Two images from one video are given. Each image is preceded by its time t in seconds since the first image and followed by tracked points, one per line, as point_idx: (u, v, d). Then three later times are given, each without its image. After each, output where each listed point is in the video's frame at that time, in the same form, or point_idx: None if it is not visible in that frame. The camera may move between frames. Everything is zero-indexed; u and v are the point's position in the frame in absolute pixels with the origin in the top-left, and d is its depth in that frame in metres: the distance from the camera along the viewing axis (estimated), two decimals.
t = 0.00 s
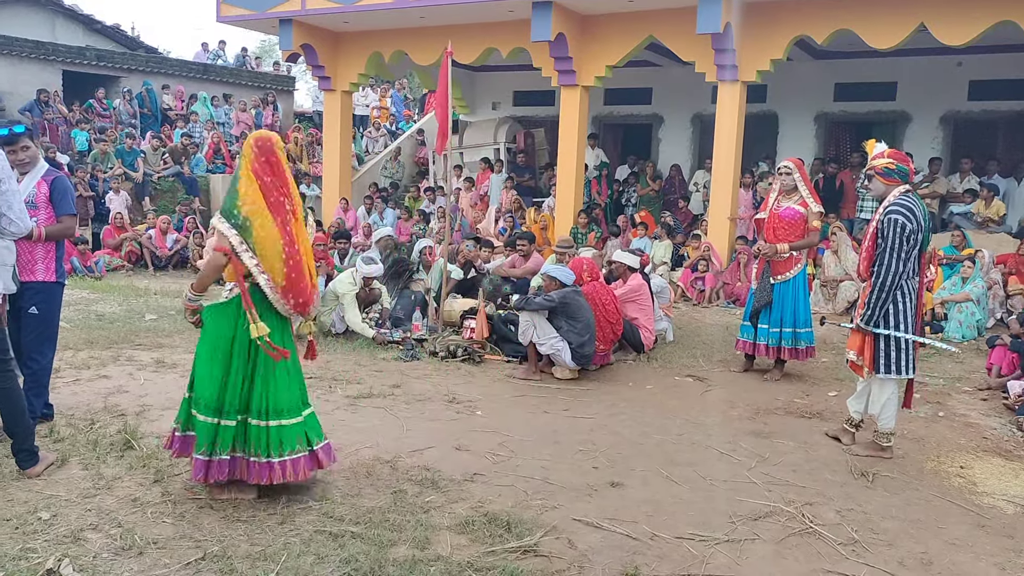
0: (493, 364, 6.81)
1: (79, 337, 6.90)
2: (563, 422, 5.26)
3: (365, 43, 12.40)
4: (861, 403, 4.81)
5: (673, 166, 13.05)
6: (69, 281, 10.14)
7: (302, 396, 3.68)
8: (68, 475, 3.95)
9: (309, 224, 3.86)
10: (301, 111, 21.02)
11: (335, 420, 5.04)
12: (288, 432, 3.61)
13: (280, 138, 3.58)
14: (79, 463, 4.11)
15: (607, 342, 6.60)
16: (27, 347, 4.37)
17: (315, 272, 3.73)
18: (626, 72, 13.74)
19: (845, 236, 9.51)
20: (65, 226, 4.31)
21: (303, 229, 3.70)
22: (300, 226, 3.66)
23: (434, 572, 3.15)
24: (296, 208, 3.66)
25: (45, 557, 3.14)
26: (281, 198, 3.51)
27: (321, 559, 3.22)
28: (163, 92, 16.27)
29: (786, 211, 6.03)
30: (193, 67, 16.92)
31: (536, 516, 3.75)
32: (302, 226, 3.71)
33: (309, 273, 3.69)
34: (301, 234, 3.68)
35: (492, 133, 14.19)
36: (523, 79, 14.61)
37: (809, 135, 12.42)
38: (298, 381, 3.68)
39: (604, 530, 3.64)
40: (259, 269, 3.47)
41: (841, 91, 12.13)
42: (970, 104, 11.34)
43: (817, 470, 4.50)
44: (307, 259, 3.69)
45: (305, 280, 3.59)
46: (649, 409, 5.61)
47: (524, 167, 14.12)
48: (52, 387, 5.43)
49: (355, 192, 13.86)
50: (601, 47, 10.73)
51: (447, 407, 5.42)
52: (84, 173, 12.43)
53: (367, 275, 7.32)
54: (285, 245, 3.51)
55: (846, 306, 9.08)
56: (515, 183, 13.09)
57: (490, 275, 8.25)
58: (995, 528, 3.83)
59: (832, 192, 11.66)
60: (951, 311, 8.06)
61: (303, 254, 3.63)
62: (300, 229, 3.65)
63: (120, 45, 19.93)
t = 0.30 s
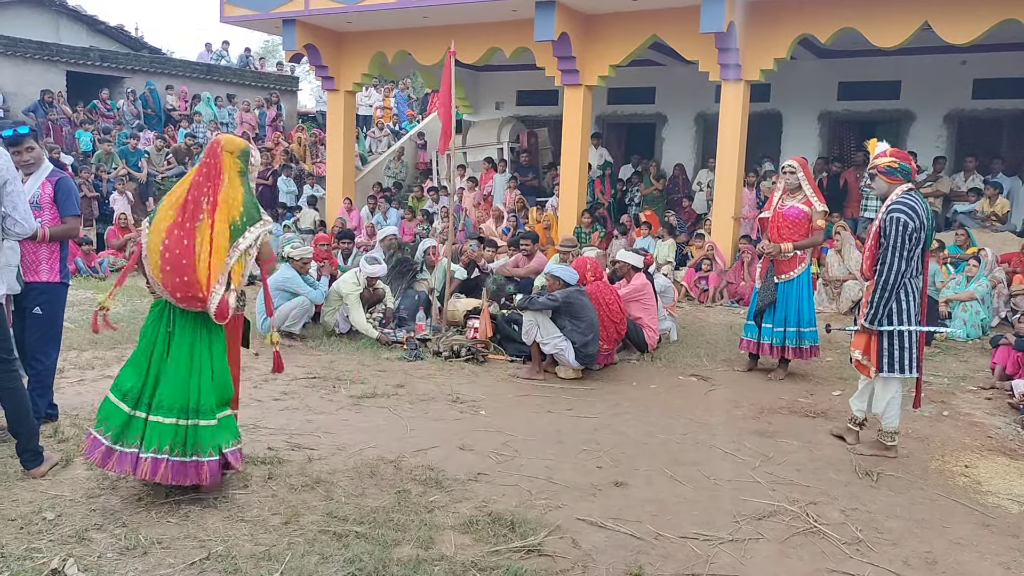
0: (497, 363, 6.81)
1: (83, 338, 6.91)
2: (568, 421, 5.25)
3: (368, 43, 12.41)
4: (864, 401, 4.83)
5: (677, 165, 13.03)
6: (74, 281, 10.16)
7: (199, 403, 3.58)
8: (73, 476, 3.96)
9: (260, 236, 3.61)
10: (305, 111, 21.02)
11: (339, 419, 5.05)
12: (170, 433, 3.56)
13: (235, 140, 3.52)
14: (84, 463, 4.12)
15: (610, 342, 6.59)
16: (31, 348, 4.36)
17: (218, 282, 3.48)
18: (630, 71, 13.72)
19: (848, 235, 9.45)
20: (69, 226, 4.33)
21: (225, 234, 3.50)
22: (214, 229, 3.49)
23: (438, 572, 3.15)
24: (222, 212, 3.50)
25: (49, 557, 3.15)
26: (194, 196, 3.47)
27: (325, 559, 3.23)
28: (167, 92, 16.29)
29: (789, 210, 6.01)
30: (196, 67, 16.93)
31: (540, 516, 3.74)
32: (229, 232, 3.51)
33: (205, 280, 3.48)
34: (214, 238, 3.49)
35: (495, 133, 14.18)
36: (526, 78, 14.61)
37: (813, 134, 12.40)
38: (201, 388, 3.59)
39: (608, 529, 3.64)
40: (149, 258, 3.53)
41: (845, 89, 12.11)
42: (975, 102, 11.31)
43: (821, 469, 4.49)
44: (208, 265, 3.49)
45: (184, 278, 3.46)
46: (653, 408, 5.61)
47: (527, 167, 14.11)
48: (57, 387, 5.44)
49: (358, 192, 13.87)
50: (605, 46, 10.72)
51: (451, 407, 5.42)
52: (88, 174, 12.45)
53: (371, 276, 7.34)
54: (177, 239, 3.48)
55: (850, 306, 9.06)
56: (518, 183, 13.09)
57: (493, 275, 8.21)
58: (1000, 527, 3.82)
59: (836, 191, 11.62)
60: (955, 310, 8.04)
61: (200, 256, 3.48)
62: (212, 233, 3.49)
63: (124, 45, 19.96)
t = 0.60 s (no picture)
0: (498, 363, 6.81)
1: (84, 338, 6.91)
2: (569, 421, 5.25)
3: (369, 44, 12.41)
4: (862, 400, 4.85)
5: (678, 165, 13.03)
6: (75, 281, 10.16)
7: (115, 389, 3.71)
8: (74, 476, 3.96)
9: (191, 223, 3.68)
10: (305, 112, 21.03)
11: (340, 419, 5.05)
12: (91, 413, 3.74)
13: (190, 135, 3.72)
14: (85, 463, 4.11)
15: (612, 342, 6.59)
16: (31, 348, 4.37)
17: (135, 272, 3.67)
18: (630, 71, 13.72)
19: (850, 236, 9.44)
20: (69, 227, 4.33)
21: (155, 220, 3.66)
22: (146, 219, 3.71)
23: (439, 572, 3.15)
24: (157, 201, 3.68)
25: (51, 557, 3.15)
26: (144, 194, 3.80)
27: (326, 559, 3.22)
28: (168, 92, 16.31)
29: (790, 210, 6.00)
30: (197, 67, 16.94)
31: (541, 516, 3.74)
32: (157, 220, 3.66)
33: (127, 267, 3.71)
34: (144, 227, 3.70)
35: (496, 133, 14.17)
36: (527, 78, 14.61)
37: (813, 134, 12.39)
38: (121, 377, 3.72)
39: (609, 529, 3.63)
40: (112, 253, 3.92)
41: (846, 89, 12.10)
42: (976, 102, 11.30)
43: (822, 469, 4.49)
44: (133, 254, 3.71)
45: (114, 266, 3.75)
46: (654, 408, 5.60)
47: (528, 167, 14.11)
48: (58, 387, 5.44)
49: (359, 192, 13.89)
50: (605, 46, 10.72)
51: (452, 407, 5.42)
52: (89, 174, 12.47)
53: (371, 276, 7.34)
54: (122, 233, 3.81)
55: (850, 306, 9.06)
56: (519, 183, 13.09)
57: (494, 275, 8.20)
58: (1001, 527, 3.81)
59: (837, 191, 11.61)
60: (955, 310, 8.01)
61: (129, 245, 3.73)
62: (143, 223, 3.71)
63: (125, 45, 19.98)
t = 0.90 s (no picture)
0: (498, 363, 6.81)
1: (84, 337, 6.91)
2: (569, 421, 5.25)
3: (370, 43, 12.40)
4: (859, 399, 4.86)
5: (678, 165, 13.03)
6: (75, 280, 10.17)
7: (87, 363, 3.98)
8: (74, 475, 3.96)
9: (135, 207, 3.72)
10: (305, 111, 21.03)
11: (340, 419, 5.05)
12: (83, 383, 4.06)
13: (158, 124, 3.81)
14: (85, 462, 4.11)
15: (612, 341, 6.59)
16: (31, 347, 4.38)
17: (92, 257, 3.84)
18: (630, 70, 13.72)
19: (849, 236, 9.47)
20: (68, 226, 4.32)
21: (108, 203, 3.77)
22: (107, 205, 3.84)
23: (439, 571, 3.15)
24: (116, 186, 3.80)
25: (50, 557, 3.15)
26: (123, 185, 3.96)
27: (326, 558, 3.23)
28: (168, 91, 16.31)
29: (790, 209, 6.01)
30: (197, 66, 16.96)
31: (541, 515, 3.75)
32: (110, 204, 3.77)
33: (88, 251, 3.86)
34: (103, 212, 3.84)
35: (496, 132, 14.17)
36: (527, 78, 14.61)
37: (814, 134, 12.39)
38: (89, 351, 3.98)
39: (609, 529, 3.63)
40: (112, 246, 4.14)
41: (847, 88, 12.10)
42: (976, 101, 11.30)
43: (822, 469, 4.49)
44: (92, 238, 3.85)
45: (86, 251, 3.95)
46: (654, 408, 5.60)
47: (529, 166, 14.10)
48: (57, 386, 5.44)
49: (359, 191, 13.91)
50: (606, 45, 10.72)
51: (452, 407, 5.42)
52: (89, 173, 12.47)
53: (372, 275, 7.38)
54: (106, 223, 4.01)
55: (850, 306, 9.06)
56: (519, 182, 13.10)
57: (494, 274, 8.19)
58: (1000, 526, 3.82)
59: (837, 190, 11.60)
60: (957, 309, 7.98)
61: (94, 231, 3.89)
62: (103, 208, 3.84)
63: (125, 44, 19.98)
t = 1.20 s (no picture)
0: (498, 362, 6.80)
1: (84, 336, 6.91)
2: (569, 420, 5.26)
3: (370, 42, 12.40)
4: (854, 394, 4.88)
5: (678, 164, 13.03)
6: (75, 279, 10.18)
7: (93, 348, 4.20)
8: (74, 474, 3.96)
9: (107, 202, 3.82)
10: (306, 110, 21.04)
11: (340, 418, 5.05)
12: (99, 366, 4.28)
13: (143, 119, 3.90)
14: (85, 461, 4.11)
15: (611, 341, 6.60)
16: (29, 346, 4.37)
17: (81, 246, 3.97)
18: (631, 69, 13.71)
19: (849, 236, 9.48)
20: (66, 225, 4.30)
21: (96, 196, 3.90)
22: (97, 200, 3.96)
23: (439, 571, 3.16)
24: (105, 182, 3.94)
25: (50, 555, 3.15)
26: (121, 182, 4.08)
27: (325, 557, 3.23)
28: (168, 90, 16.30)
29: (790, 209, 6.02)
30: (197, 65, 16.96)
31: (540, 514, 3.75)
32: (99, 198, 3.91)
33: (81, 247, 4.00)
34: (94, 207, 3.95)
35: (496, 131, 14.17)
36: (527, 77, 14.61)
37: (814, 133, 12.39)
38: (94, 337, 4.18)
39: (608, 528, 3.64)
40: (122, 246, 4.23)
41: (847, 88, 12.10)
42: (976, 101, 11.30)
43: (821, 468, 4.49)
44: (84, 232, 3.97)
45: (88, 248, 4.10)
46: (653, 407, 5.60)
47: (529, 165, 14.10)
48: (57, 385, 5.44)
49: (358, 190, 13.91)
50: (606, 45, 10.72)
51: (452, 406, 5.43)
52: (89, 172, 12.48)
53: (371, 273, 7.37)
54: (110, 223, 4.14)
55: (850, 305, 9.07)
56: (519, 181, 13.10)
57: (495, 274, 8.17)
58: (999, 526, 3.82)
59: (837, 190, 11.59)
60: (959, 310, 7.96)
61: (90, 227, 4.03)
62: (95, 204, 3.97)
63: (125, 43, 19.98)
